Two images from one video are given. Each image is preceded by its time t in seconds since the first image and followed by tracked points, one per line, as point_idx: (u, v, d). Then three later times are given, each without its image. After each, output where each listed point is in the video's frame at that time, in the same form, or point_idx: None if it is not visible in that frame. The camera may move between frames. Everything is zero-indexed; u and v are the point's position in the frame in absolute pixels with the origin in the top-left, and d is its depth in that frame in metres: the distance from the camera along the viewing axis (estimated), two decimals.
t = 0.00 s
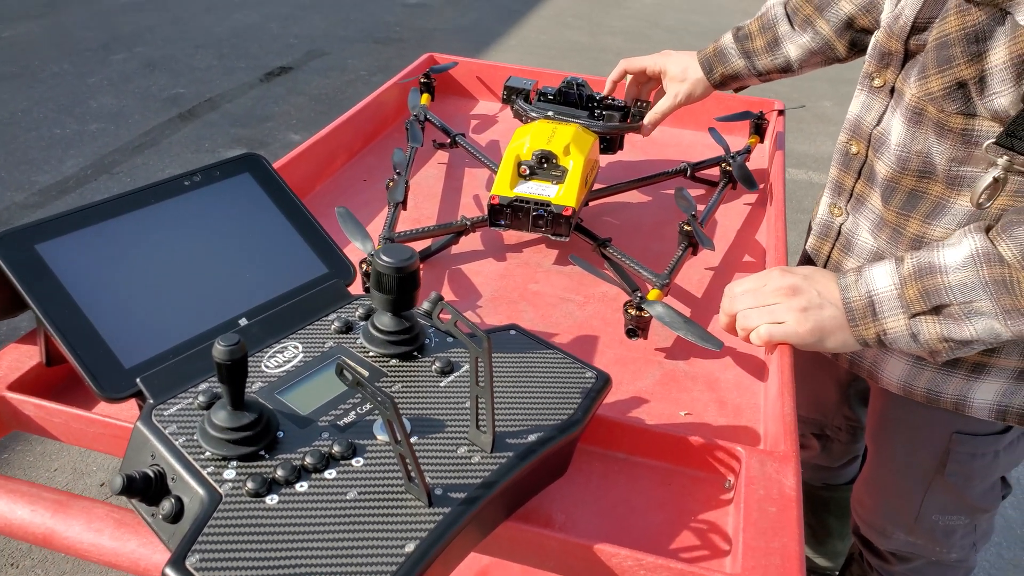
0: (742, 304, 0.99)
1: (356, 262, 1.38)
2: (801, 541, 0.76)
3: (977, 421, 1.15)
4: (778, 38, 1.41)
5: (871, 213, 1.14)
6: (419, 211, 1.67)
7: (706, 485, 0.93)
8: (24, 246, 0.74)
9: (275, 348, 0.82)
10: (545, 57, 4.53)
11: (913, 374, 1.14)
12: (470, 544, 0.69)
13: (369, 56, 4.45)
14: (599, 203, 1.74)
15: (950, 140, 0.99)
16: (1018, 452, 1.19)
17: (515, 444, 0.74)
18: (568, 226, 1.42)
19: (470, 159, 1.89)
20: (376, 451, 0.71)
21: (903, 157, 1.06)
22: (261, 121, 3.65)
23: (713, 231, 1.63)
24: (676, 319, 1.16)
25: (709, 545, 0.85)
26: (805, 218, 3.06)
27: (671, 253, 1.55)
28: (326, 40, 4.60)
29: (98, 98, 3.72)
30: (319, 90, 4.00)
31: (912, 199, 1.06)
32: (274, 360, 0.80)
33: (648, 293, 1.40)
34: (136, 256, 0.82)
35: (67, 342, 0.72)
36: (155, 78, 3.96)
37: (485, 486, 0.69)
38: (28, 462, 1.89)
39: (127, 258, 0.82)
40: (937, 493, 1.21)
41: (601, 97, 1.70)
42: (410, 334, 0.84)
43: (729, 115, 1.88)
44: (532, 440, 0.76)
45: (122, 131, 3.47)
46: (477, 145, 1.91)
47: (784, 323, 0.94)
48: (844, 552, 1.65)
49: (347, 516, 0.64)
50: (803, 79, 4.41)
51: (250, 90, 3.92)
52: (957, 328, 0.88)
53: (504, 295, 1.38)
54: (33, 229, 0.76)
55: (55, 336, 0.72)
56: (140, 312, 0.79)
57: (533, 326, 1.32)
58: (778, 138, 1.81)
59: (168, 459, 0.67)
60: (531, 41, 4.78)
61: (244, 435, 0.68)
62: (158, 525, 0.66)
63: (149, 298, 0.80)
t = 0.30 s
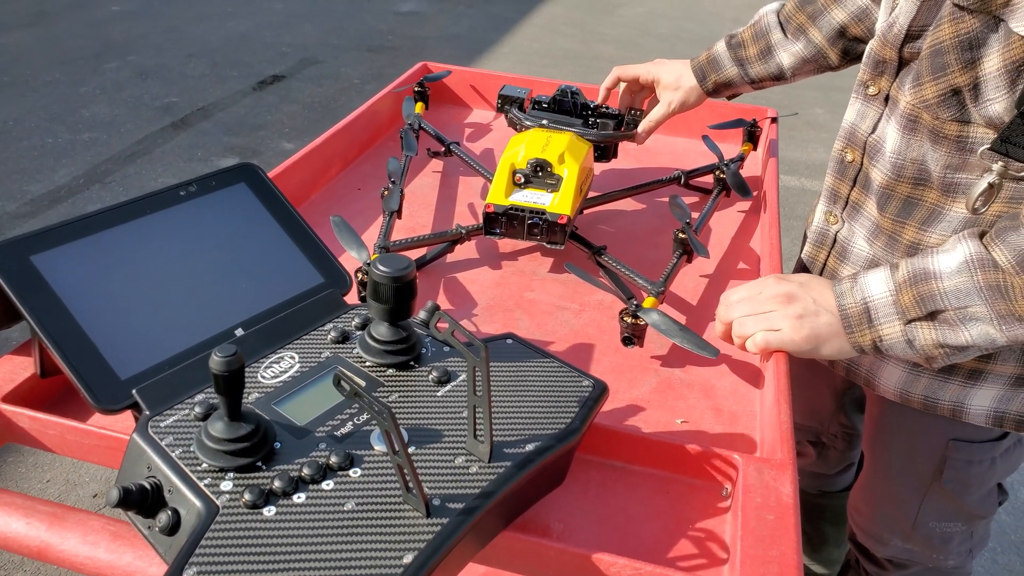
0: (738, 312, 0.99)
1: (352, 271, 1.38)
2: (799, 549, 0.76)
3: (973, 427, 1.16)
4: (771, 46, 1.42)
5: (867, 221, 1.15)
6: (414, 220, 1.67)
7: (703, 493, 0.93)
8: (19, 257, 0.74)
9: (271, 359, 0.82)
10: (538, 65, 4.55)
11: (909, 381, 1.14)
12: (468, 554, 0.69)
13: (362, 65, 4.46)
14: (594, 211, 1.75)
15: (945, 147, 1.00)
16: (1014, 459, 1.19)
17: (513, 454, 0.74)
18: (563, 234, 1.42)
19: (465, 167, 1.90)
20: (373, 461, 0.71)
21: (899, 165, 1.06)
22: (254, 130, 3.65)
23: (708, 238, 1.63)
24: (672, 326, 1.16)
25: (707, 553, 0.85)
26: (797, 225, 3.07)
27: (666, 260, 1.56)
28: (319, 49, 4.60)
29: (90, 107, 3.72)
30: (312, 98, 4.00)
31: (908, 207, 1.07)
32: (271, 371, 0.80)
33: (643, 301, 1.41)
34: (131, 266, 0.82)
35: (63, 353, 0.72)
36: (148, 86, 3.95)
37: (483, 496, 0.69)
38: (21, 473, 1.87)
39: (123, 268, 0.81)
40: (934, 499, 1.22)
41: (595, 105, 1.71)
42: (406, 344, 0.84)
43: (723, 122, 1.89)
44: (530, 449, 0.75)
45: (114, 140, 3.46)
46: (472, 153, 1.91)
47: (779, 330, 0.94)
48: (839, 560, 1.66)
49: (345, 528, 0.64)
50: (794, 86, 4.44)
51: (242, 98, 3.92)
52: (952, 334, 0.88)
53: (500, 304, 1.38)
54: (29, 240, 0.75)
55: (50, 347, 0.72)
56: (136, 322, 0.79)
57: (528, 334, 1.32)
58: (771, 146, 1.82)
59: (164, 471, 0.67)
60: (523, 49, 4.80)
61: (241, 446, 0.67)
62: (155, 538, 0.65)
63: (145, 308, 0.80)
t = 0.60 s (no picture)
0: (737, 317, 1.00)
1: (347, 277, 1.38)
2: (797, 552, 0.76)
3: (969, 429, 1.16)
4: (762, 49, 1.42)
5: (863, 224, 1.15)
6: (410, 226, 1.67)
7: (701, 497, 0.93)
8: (14, 264, 0.74)
9: (268, 364, 0.82)
10: (532, 72, 4.56)
11: (907, 384, 1.14)
12: (466, 560, 0.69)
13: (356, 72, 4.46)
14: (589, 216, 1.75)
15: (940, 150, 1.01)
16: (1009, 460, 1.19)
17: (511, 459, 0.74)
18: (559, 239, 1.42)
19: (460, 173, 1.90)
20: (372, 466, 0.70)
21: (894, 168, 1.07)
22: (249, 136, 3.65)
23: (703, 243, 1.64)
24: (669, 331, 1.17)
25: (706, 558, 0.85)
26: (791, 230, 3.08)
27: (662, 265, 1.56)
28: (313, 56, 4.61)
29: (83, 114, 3.71)
30: (306, 105, 4.00)
31: (903, 210, 1.08)
32: (268, 377, 0.80)
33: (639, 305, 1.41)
34: (128, 272, 0.82)
35: (58, 360, 0.71)
36: (141, 94, 3.95)
37: (481, 501, 0.69)
38: (13, 481, 1.86)
39: (119, 274, 0.81)
40: (931, 501, 1.22)
41: (589, 111, 1.71)
42: (404, 349, 0.84)
43: (717, 128, 1.90)
44: (528, 454, 0.75)
45: (108, 148, 3.45)
46: (467, 159, 1.91)
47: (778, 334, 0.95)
48: (836, 564, 1.67)
49: (343, 534, 0.63)
50: (787, 92, 4.46)
51: (237, 105, 3.92)
52: (949, 336, 0.88)
53: (496, 309, 1.38)
54: (24, 246, 0.75)
55: (46, 354, 0.72)
56: (132, 329, 0.78)
57: (525, 339, 1.32)
58: (766, 151, 1.82)
59: (161, 477, 0.67)
60: (517, 56, 4.82)
61: (238, 452, 0.67)
62: (152, 545, 0.65)
63: (141, 314, 0.80)
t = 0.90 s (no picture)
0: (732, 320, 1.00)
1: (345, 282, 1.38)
2: (797, 556, 0.76)
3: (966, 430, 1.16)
4: (796, 49, 1.43)
5: (863, 228, 1.15)
6: (407, 231, 1.67)
7: (700, 501, 0.93)
8: (13, 270, 0.74)
9: (267, 369, 0.82)
10: (527, 78, 4.58)
11: (909, 387, 1.15)
12: (466, 565, 0.69)
13: (352, 77, 4.47)
14: (586, 221, 1.76)
15: (937, 153, 1.01)
16: (1009, 463, 1.20)
17: (511, 464, 0.74)
18: (557, 244, 1.43)
19: (457, 178, 1.90)
20: (371, 472, 0.70)
21: (892, 171, 1.07)
22: (245, 142, 3.65)
23: (700, 247, 1.64)
24: (666, 335, 1.17)
25: (705, 562, 0.85)
26: (786, 234, 3.10)
27: (659, 270, 1.57)
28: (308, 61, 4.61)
29: (78, 120, 3.70)
30: (302, 111, 4.01)
31: (903, 213, 1.08)
32: (267, 383, 0.80)
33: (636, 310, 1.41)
34: (126, 278, 0.82)
35: (57, 367, 0.71)
36: (136, 100, 3.95)
37: (481, 507, 0.69)
38: (8, 489, 1.85)
39: (118, 280, 0.81)
40: (931, 504, 1.22)
41: (586, 116, 1.71)
42: (403, 354, 0.83)
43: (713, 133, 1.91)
44: (527, 459, 0.75)
45: (103, 154, 3.45)
46: (464, 165, 1.92)
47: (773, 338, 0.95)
48: (832, 566, 1.68)
49: (344, 540, 0.63)
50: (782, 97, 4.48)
51: (232, 111, 3.92)
52: (945, 338, 0.88)
53: (494, 314, 1.39)
54: (22, 252, 0.75)
55: (44, 360, 0.72)
56: (130, 335, 0.78)
57: (523, 344, 1.32)
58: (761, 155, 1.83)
59: (161, 483, 0.66)
60: (512, 62, 4.83)
61: (238, 458, 0.67)
62: (152, 552, 0.65)
63: (140, 321, 0.80)
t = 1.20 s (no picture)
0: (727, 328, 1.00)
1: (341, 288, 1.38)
2: (793, 562, 0.76)
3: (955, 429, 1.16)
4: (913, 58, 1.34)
5: (858, 222, 1.16)
6: (403, 236, 1.68)
7: (697, 506, 0.93)
8: (9, 277, 0.74)
9: (263, 376, 0.82)
10: (523, 82, 4.59)
11: (892, 380, 1.16)
12: (462, 571, 0.69)
13: (348, 82, 4.47)
14: (581, 226, 1.76)
15: (925, 147, 1.02)
16: (997, 464, 1.19)
17: (507, 470, 0.74)
18: (552, 249, 1.43)
19: (453, 183, 1.90)
20: (367, 479, 0.70)
21: (886, 164, 1.08)
22: (240, 147, 3.64)
23: (695, 252, 1.65)
24: (662, 340, 1.17)
25: (702, 567, 0.85)
26: (781, 238, 3.11)
27: (654, 275, 1.57)
28: (305, 67, 4.62)
29: (74, 126, 3.70)
30: (298, 116, 4.01)
31: (893, 206, 1.08)
32: (263, 390, 0.80)
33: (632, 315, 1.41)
34: (122, 285, 0.82)
35: (52, 373, 0.71)
36: (132, 105, 3.94)
37: (477, 513, 0.69)
38: (3, 495, 1.85)
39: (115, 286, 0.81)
40: (917, 504, 1.23)
41: (581, 121, 1.72)
42: (399, 360, 0.84)
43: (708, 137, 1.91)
44: (523, 464, 0.75)
45: (98, 159, 3.44)
46: (460, 170, 1.92)
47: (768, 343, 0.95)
48: None
49: (339, 547, 0.63)
50: (777, 102, 4.50)
51: (228, 117, 3.92)
52: (936, 338, 0.88)
53: (490, 319, 1.39)
54: (17, 259, 0.75)
55: (39, 367, 0.71)
56: (125, 342, 0.78)
57: (519, 349, 1.32)
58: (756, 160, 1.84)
59: (157, 490, 0.66)
60: (508, 67, 4.84)
61: (234, 464, 0.67)
62: (147, 559, 0.64)
63: (137, 327, 0.80)
